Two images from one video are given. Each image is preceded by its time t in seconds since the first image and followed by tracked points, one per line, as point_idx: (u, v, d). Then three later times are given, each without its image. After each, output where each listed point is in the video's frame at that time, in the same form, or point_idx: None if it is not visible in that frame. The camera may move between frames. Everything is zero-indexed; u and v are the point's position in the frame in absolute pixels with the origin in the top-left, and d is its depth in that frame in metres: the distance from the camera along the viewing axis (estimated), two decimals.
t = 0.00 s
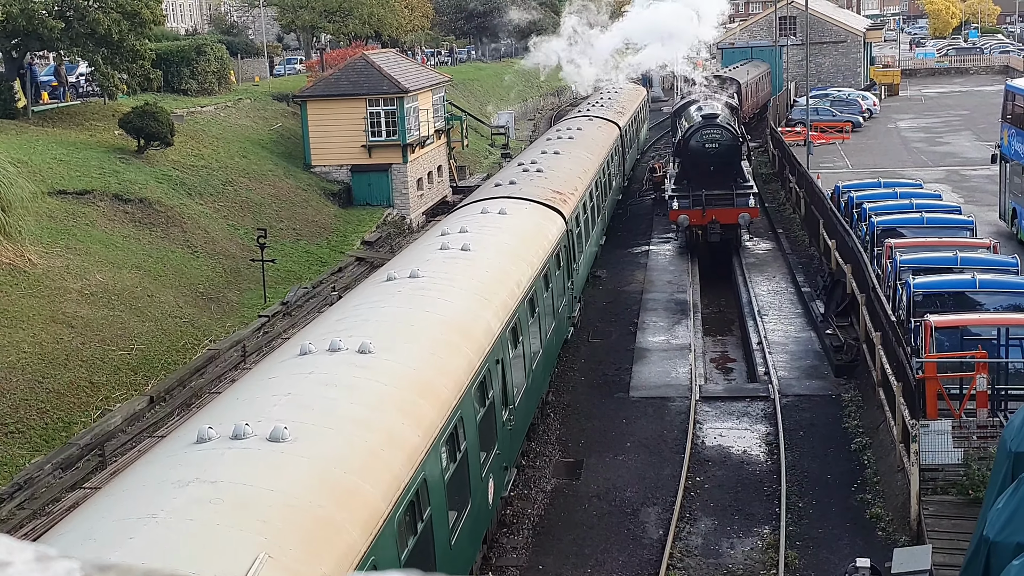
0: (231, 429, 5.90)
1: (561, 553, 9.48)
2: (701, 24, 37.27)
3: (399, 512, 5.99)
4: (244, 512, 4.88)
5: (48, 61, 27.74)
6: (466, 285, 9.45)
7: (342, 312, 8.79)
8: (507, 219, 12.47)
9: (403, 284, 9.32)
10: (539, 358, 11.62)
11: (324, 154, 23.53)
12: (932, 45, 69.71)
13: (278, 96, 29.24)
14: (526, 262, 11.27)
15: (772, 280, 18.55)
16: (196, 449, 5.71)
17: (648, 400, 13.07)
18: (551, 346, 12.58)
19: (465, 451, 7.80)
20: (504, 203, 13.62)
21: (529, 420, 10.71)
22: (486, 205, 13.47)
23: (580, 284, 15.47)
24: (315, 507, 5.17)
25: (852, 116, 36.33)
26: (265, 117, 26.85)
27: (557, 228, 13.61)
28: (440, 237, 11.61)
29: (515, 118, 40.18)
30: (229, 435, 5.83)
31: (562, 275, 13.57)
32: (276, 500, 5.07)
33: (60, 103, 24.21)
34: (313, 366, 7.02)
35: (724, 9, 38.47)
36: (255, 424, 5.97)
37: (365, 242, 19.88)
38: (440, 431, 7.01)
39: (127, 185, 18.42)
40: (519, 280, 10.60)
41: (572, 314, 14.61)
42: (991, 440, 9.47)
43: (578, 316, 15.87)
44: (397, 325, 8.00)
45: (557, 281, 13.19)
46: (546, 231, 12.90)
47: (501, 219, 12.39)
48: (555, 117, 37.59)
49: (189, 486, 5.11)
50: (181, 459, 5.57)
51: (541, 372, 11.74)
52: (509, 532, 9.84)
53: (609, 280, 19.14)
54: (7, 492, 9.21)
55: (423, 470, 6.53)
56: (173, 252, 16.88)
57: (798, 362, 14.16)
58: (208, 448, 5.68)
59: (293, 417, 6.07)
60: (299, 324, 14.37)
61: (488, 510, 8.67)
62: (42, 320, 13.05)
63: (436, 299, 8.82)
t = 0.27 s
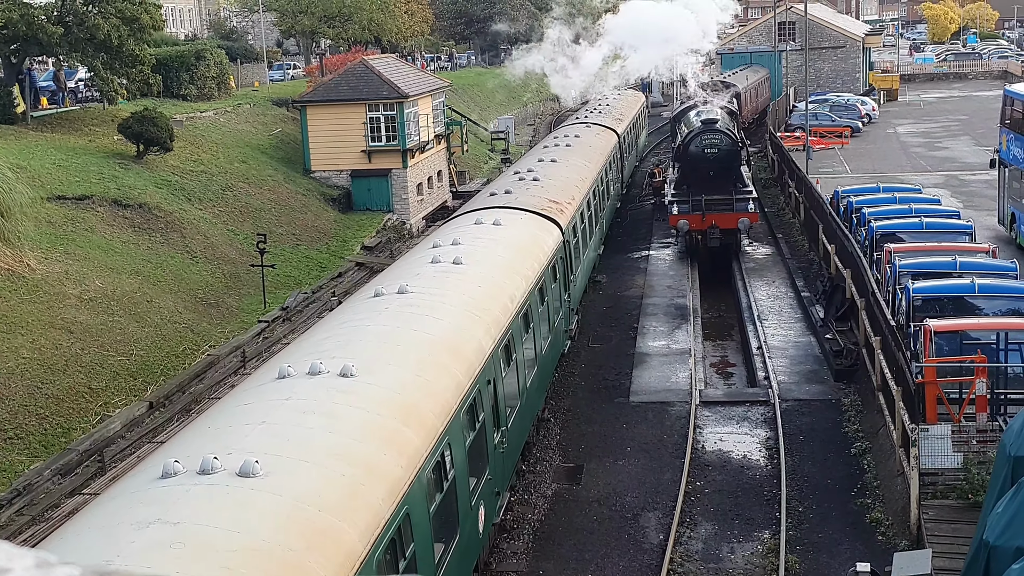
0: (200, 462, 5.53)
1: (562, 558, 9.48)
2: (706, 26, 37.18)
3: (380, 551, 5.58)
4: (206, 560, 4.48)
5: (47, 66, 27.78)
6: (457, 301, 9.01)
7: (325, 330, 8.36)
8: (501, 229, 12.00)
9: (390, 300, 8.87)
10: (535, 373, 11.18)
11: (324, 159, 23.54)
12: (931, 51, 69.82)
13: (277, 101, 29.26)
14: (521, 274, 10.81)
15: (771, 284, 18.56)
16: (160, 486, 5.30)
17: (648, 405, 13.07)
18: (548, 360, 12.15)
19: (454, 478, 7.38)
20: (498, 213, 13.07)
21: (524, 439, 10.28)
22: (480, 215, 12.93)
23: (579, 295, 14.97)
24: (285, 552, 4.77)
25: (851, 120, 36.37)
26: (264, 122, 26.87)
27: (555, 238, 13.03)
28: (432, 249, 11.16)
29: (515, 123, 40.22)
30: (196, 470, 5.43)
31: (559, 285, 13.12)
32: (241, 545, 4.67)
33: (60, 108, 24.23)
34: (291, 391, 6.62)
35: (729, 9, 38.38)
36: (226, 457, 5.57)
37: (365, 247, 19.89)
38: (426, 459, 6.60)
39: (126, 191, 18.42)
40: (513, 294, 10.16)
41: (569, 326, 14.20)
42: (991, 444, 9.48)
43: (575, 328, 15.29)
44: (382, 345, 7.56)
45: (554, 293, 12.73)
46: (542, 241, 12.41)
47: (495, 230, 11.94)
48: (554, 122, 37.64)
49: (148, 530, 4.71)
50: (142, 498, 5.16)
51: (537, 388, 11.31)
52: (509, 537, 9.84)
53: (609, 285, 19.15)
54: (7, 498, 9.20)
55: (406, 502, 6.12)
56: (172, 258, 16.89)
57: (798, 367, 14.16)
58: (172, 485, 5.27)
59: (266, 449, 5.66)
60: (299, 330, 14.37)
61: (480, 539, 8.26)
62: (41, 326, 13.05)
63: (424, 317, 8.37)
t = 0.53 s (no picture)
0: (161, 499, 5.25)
1: (559, 563, 9.47)
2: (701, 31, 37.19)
3: None
4: None
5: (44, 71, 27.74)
6: (442, 319, 8.74)
7: (305, 350, 8.10)
8: (491, 242, 11.76)
9: (373, 318, 8.61)
10: (525, 391, 10.90)
11: (321, 163, 23.54)
12: (928, 55, 69.95)
13: (274, 106, 29.23)
14: (510, 289, 10.55)
15: (768, 289, 18.58)
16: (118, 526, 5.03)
17: (646, 409, 13.07)
18: (539, 376, 11.88)
19: (436, 510, 7.10)
20: (490, 223, 12.94)
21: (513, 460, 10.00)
22: (470, 226, 12.73)
23: (572, 307, 14.76)
24: None
25: (847, 125, 36.42)
26: (262, 127, 26.87)
27: (546, 250, 12.83)
28: (420, 263, 10.93)
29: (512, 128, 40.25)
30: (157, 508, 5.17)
31: (551, 298, 12.87)
32: None
33: (57, 113, 24.21)
34: (265, 418, 6.35)
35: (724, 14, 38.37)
36: (189, 493, 5.30)
37: (362, 252, 19.89)
38: (404, 493, 6.32)
39: (123, 196, 18.40)
40: (501, 311, 9.89)
41: (562, 338, 14.00)
42: (988, 448, 9.47)
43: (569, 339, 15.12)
44: (361, 368, 7.29)
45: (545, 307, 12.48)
46: (533, 254, 12.18)
47: (484, 243, 11.69)
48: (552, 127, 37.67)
49: None
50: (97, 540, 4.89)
51: (528, 406, 11.04)
52: (507, 542, 9.84)
53: (606, 289, 19.16)
54: (3, 504, 9.18)
55: (384, 539, 5.86)
56: (170, 262, 16.89)
57: (795, 371, 14.16)
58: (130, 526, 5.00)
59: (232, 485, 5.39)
60: (296, 335, 14.37)
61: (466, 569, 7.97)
62: (38, 330, 13.04)
63: (407, 337, 8.10)
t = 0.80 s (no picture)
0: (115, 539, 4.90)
1: (555, 567, 9.45)
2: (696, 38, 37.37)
3: None
4: None
5: (40, 74, 27.74)
6: (427, 337, 8.36)
7: (283, 368, 7.74)
8: (481, 253, 11.41)
9: (355, 335, 8.24)
10: (517, 408, 10.50)
11: (317, 167, 23.54)
12: (924, 59, 70.09)
13: (270, 109, 29.26)
14: (500, 302, 10.17)
15: (764, 292, 18.58)
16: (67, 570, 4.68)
17: (642, 413, 13.07)
18: (532, 391, 11.52)
19: (417, 544, 6.70)
20: (481, 233, 12.62)
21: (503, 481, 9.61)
22: (460, 236, 12.40)
23: (567, 318, 14.42)
24: None
25: (844, 128, 36.47)
26: (258, 130, 26.86)
27: (539, 259, 12.48)
28: (407, 275, 10.59)
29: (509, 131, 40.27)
30: (110, 549, 4.82)
31: (544, 309, 12.52)
32: None
33: (52, 116, 24.18)
34: (234, 446, 6.01)
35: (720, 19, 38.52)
36: (145, 534, 4.94)
37: (359, 255, 19.89)
38: (382, 528, 5.95)
39: (120, 199, 18.37)
40: (490, 325, 9.51)
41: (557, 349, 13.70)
42: (984, 451, 9.42)
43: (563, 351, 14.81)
44: (340, 390, 6.93)
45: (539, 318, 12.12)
46: (524, 264, 11.82)
47: (474, 254, 11.33)
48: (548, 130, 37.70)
49: None
50: None
51: (520, 422, 10.67)
52: (503, 545, 9.82)
53: (603, 293, 19.16)
54: None
55: None
56: (166, 266, 16.86)
57: (791, 375, 14.16)
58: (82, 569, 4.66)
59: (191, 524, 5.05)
60: (292, 338, 14.35)
61: None
62: (34, 334, 13.01)
63: (390, 356, 7.72)
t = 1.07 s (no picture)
0: None
1: (552, 568, 9.44)
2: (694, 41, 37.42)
3: None
4: None
5: (38, 74, 27.71)
6: (412, 352, 7.90)
7: (259, 386, 7.27)
8: (472, 262, 10.95)
9: (336, 351, 7.77)
10: (508, 423, 10.06)
11: (316, 167, 23.53)
12: (923, 60, 70.10)
13: (268, 109, 29.27)
14: (490, 314, 9.71)
15: (762, 293, 18.59)
16: None
17: (640, 414, 13.06)
18: (525, 404, 11.06)
19: None
20: (472, 240, 12.18)
21: (492, 502, 9.12)
22: (451, 244, 11.94)
23: (561, 327, 13.96)
24: None
25: (842, 129, 36.50)
26: (256, 131, 26.85)
27: (532, 269, 12.00)
28: (393, 286, 10.09)
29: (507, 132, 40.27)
30: None
31: (537, 319, 12.07)
32: None
33: (50, 117, 24.17)
34: (201, 473, 5.58)
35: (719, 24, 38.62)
36: (96, 574, 4.48)
37: (357, 255, 19.89)
38: (358, 564, 5.53)
39: (118, 199, 18.37)
40: (480, 338, 9.05)
41: (551, 360, 13.30)
42: (982, 452, 9.43)
43: (560, 354, 14.70)
44: (315, 413, 6.47)
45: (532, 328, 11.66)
46: (516, 274, 11.36)
47: (465, 263, 10.88)
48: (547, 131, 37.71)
49: None
50: None
51: (511, 437, 10.22)
52: (500, 546, 9.81)
53: (601, 293, 19.16)
54: None
55: None
56: (164, 266, 16.86)
57: (789, 376, 14.17)
58: None
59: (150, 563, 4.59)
60: (290, 338, 14.35)
61: None
62: (33, 334, 13.00)
63: (371, 373, 7.27)
